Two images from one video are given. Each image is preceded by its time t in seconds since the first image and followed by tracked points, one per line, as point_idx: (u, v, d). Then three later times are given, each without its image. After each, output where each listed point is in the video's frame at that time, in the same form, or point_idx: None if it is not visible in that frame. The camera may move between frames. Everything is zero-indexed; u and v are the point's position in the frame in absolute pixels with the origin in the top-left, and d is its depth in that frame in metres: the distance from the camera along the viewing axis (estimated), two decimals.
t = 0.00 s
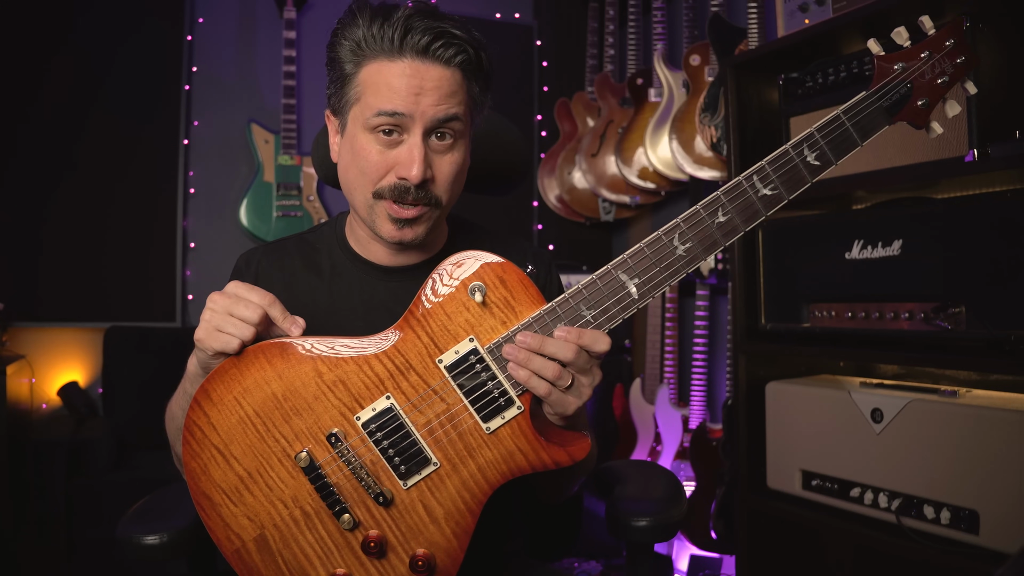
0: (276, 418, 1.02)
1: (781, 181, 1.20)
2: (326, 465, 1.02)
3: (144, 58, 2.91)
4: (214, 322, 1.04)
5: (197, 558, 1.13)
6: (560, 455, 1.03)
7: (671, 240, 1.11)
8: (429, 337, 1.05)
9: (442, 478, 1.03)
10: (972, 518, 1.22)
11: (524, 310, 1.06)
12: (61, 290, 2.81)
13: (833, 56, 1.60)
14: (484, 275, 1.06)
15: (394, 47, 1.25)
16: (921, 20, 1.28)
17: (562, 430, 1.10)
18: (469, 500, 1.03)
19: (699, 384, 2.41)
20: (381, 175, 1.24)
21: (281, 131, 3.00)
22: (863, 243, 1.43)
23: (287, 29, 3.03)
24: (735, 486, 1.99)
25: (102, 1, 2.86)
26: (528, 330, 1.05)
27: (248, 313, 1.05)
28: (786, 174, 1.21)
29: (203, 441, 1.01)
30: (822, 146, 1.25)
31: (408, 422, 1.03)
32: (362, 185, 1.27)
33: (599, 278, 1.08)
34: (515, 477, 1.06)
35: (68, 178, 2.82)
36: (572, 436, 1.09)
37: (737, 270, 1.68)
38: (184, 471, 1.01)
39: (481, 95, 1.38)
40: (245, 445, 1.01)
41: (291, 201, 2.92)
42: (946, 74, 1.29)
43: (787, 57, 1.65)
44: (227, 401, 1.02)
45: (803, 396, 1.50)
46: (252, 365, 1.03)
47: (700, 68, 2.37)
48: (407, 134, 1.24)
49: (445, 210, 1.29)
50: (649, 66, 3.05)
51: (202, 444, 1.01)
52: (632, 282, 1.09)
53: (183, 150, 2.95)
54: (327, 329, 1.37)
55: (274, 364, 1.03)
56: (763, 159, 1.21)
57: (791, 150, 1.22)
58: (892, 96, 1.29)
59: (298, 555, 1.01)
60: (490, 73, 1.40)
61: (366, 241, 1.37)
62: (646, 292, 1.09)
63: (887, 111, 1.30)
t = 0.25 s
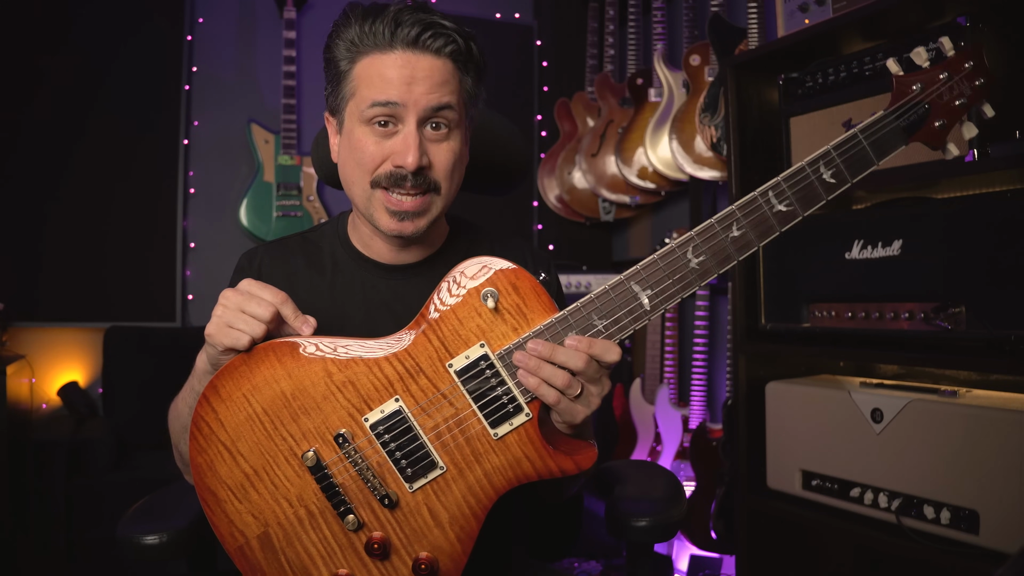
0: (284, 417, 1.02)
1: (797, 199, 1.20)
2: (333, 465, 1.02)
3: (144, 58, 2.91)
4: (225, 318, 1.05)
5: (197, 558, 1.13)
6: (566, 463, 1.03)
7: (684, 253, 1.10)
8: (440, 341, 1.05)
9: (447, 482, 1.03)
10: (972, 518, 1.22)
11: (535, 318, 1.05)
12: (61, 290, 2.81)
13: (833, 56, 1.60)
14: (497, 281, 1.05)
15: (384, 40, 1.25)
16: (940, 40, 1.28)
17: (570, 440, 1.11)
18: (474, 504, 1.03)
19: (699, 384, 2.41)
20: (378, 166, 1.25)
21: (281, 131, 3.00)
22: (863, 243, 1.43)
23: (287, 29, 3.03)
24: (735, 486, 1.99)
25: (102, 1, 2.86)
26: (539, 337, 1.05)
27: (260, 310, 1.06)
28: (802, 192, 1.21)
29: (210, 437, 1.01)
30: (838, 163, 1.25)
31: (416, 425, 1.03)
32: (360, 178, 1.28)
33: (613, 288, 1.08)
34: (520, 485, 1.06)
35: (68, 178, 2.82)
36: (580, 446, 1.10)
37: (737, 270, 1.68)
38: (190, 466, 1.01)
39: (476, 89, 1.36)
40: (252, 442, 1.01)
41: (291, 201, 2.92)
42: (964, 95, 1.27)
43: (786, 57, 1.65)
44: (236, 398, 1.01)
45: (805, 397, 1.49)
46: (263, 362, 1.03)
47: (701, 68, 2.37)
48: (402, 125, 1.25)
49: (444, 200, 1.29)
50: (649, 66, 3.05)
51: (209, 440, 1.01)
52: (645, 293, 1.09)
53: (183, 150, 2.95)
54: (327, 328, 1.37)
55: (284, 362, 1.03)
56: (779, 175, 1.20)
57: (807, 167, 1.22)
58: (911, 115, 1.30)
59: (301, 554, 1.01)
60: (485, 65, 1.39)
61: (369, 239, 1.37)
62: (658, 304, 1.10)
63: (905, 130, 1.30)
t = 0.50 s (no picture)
0: (287, 413, 1.02)
1: (793, 193, 1.22)
2: (336, 461, 1.02)
3: (144, 58, 2.91)
4: (230, 313, 1.05)
5: (197, 557, 1.13)
6: (568, 455, 1.03)
7: (684, 246, 1.11)
8: (443, 336, 1.05)
9: (451, 476, 1.03)
10: (972, 518, 1.22)
11: (537, 312, 1.05)
12: (61, 290, 2.81)
13: (833, 56, 1.60)
14: (499, 276, 1.06)
15: (368, 35, 1.29)
16: (932, 38, 1.30)
17: (572, 432, 1.11)
18: (478, 498, 1.03)
19: (699, 384, 2.41)
20: (380, 151, 1.26)
21: (281, 131, 3.00)
22: (863, 242, 1.43)
23: (287, 29, 3.03)
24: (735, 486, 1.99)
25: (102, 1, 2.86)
26: (541, 331, 1.05)
27: (264, 303, 1.05)
28: (798, 185, 1.22)
29: (213, 434, 1.01)
30: (834, 158, 1.27)
31: (419, 420, 1.03)
32: (366, 168, 1.29)
33: (613, 282, 1.08)
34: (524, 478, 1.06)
35: (68, 178, 2.82)
36: (582, 439, 1.09)
37: (737, 270, 1.68)
38: (193, 464, 1.01)
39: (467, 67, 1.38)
40: (255, 439, 1.01)
41: (292, 201, 2.92)
42: (955, 91, 1.28)
43: (787, 57, 1.65)
44: (238, 395, 1.02)
45: (805, 396, 1.50)
46: (266, 360, 1.03)
47: (700, 68, 2.37)
48: (396, 108, 1.27)
49: (451, 172, 1.28)
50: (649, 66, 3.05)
51: (213, 438, 1.01)
52: (645, 286, 1.09)
53: (183, 150, 2.95)
54: (327, 328, 1.37)
55: (286, 359, 1.03)
56: (776, 170, 1.22)
57: (803, 162, 1.24)
58: (903, 110, 1.30)
59: (304, 550, 1.00)
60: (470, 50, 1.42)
61: (383, 232, 1.38)
62: (658, 298, 1.10)
63: (897, 126, 1.31)
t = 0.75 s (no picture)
0: (283, 414, 1.02)
1: (780, 184, 1.21)
2: (332, 460, 1.02)
3: (144, 58, 2.91)
4: (244, 308, 1.08)
5: (197, 557, 1.13)
6: (563, 450, 1.03)
7: (673, 239, 1.11)
8: (435, 333, 1.05)
9: (447, 473, 1.03)
10: (972, 518, 1.22)
11: (529, 307, 1.06)
12: (61, 290, 2.81)
13: (833, 56, 1.60)
14: (490, 273, 1.06)
15: (366, 41, 1.30)
16: (912, 31, 1.32)
17: (567, 426, 1.11)
18: (474, 494, 1.03)
19: (699, 384, 2.41)
20: (376, 158, 1.26)
21: (281, 131, 3.00)
22: (863, 243, 1.43)
23: (287, 29, 3.03)
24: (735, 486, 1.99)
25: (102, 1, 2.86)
26: (534, 326, 1.05)
27: (278, 302, 1.08)
28: (785, 177, 1.21)
29: (209, 435, 1.01)
30: (819, 149, 1.25)
31: (414, 417, 1.03)
32: (364, 174, 1.29)
33: (603, 277, 1.08)
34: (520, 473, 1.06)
35: (68, 178, 2.82)
36: (576, 433, 1.09)
37: (737, 270, 1.68)
38: (190, 467, 1.01)
39: (466, 71, 1.37)
40: (251, 440, 1.01)
41: (291, 201, 2.92)
42: (937, 82, 1.29)
43: (787, 57, 1.65)
44: (234, 396, 1.02)
45: (804, 396, 1.50)
46: (260, 361, 1.03)
47: (700, 68, 2.37)
48: (392, 115, 1.27)
49: (445, 180, 1.27)
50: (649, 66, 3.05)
51: (209, 439, 1.01)
52: (635, 280, 1.09)
53: (183, 150, 2.95)
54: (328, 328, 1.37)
55: (281, 359, 1.03)
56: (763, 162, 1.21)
57: (788, 153, 1.22)
58: (886, 102, 1.30)
59: (302, 550, 1.00)
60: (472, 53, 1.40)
61: (384, 234, 1.39)
62: (649, 291, 1.10)
63: (881, 116, 1.30)
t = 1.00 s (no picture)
0: (283, 412, 1.02)
1: (778, 185, 1.21)
2: (333, 458, 1.02)
3: (144, 58, 2.91)
4: (252, 303, 1.07)
5: (197, 557, 1.13)
6: (563, 449, 1.03)
7: (672, 240, 1.11)
8: (436, 332, 1.05)
9: (447, 471, 1.03)
10: (972, 518, 1.22)
11: (530, 307, 1.06)
12: (61, 290, 2.81)
13: (833, 56, 1.60)
14: (491, 272, 1.06)
15: (364, 46, 1.32)
16: (909, 34, 1.30)
17: (566, 425, 1.11)
18: (474, 493, 1.03)
19: (699, 384, 2.41)
20: (359, 161, 1.26)
21: (281, 131, 3.00)
22: (863, 243, 1.43)
23: (287, 29, 3.03)
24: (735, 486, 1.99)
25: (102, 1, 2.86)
26: (534, 325, 1.05)
27: (286, 297, 1.08)
28: (783, 178, 1.22)
29: (210, 434, 1.01)
30: (817, 151, 1.26)
31: (414, 415, 1.03)
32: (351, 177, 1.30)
33: (602, 277, 1.08)
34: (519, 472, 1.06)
35: (68, 178, 2.82)
36: (575, 432, 1.10)
37: (737, 270, 1.68)
38: (191, 464, 1.01)
39: (460, 81, 1.37)
40: (252, 438, 1.01)
41: (291, 201, 2.92)
42: (932, 86, 1.30)
43: (787, 57, 1.65)
44: (235, 394, 1.02)
45: (805, 396, 1.50)
46: (261, 359, 1.03)
47: (700, 68, 2.37)
48: (379, 119, 1.27)
49: (419, 190, 1.26)
50: (649, 66, 3.05)
51: (210, 438, 1.01)
52: (634, 280, 1.09)
53: (183, 151, 2.95)
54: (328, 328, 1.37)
55: (282, 358, 1.03)
56: (760, 163, 1.22)
57: (786, 155, 1.23)
58: (883, 105, 1.31)
59: (302, 548, 1.00)
60: (471, 62, 1.41)
61: (378, 237, 1.39)
62: (648, 291, 1.10)
63: (878, 119, 1.32)
